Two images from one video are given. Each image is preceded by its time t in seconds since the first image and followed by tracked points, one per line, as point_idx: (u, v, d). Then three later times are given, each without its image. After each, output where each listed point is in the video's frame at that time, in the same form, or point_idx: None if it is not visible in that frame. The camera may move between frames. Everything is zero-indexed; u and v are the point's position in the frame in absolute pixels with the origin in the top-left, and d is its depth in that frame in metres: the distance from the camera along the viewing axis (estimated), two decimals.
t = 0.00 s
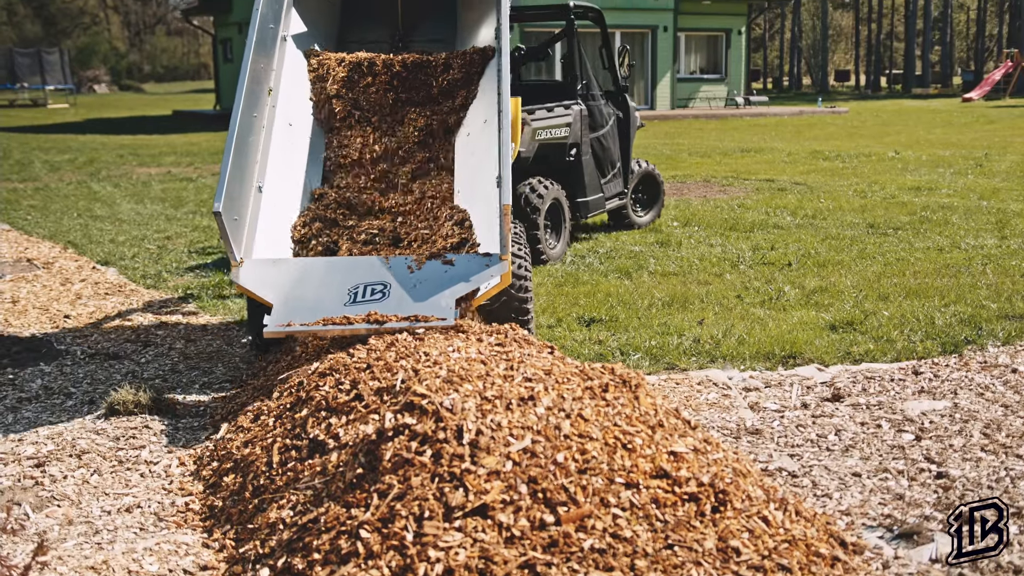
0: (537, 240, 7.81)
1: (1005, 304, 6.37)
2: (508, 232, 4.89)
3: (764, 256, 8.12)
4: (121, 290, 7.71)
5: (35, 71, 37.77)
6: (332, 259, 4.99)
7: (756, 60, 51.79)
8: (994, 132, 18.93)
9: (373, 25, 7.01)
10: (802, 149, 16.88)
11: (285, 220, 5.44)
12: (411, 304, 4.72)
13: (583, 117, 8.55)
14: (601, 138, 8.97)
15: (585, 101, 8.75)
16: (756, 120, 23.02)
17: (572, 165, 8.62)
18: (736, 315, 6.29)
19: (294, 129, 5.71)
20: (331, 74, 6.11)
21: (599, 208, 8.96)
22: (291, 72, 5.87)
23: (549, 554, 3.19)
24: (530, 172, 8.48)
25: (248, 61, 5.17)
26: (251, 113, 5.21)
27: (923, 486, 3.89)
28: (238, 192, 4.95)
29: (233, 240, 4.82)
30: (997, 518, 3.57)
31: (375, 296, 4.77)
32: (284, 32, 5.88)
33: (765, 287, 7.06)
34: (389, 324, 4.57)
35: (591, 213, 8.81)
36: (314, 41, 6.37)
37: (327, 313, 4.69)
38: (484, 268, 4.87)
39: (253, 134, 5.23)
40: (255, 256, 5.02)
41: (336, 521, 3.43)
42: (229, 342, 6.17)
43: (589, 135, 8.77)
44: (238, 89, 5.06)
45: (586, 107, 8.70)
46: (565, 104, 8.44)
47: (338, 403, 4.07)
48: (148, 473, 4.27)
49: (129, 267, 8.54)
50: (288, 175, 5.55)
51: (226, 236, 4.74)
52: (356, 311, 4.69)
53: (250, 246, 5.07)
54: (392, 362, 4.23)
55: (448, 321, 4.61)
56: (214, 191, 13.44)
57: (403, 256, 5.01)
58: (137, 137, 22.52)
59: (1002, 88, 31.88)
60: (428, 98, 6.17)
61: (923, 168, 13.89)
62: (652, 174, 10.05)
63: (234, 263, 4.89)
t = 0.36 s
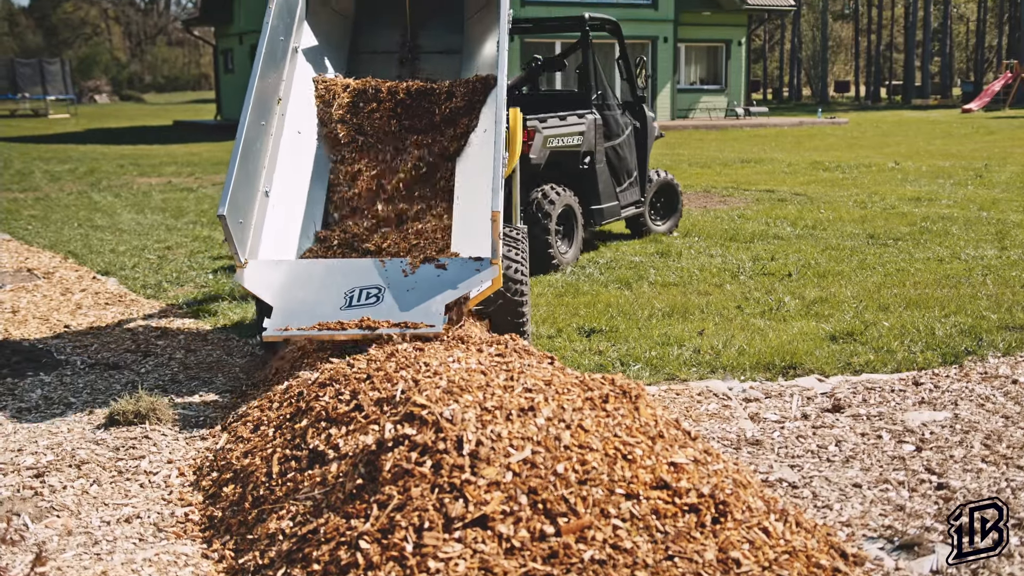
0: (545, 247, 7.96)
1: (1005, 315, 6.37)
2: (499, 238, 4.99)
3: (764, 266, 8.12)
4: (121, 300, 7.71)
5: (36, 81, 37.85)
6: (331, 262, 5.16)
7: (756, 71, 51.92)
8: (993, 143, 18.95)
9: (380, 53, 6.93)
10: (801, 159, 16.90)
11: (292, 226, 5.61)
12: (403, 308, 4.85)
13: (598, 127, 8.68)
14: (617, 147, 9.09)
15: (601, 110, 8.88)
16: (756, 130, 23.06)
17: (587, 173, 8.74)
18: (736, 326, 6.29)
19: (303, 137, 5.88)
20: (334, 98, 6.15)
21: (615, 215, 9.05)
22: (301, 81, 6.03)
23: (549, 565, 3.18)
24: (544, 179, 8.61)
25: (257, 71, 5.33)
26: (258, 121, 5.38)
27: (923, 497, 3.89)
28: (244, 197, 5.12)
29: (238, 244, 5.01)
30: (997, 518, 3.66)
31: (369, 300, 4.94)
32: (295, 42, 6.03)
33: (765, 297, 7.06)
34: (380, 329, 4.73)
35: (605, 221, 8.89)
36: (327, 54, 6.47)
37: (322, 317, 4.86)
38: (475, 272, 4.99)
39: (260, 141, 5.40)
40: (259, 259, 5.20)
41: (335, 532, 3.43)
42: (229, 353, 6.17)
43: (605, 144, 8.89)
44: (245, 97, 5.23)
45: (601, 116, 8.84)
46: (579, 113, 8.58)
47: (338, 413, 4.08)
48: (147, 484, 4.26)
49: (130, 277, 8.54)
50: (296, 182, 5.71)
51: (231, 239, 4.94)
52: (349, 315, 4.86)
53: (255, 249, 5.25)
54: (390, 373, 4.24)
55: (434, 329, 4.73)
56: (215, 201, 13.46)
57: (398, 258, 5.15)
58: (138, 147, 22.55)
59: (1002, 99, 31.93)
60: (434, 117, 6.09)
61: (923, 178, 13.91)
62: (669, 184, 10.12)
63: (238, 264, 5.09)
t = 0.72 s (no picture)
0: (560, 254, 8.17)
1: (1004, 324, 6.37)
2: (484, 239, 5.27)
3: (763, 275, 8.13)
4: (120, 309, 7.71)
5: (36, 89, 37.90)
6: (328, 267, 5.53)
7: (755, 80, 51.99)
8: (992, 152, 18.96)
9: (388, 68, 7.04)
10: (801, 169, 16.91)
11: (291, 233, 5.97)
12: (394, 309, 5.21)
13: (614, 135, 8.80)
14: (635, 155, 9.21)
15: (619, 119, 8.98)
16: (755, 140, 23.07)
17: (602, 180, 8.87)
18: (736, 335, 6.29)
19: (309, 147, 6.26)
20: (333, 141, 6.27)
21: (631, 222, 9.18)
22: (309, 94, 6.40)
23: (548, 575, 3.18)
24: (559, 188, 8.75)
25: (260, 88, 5.70)
26: (261, 134, 5.76)
27: (923, 506, 3.88)
28: (246, 205, 5.53)
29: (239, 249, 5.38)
30: (995, 517, 3.74)
31: (361, 303, 5.29)
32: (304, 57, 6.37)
33: (764, 306, 7.06)
34: (368, 331, 5.08)
35: (621, 228, 9.03)
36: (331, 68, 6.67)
37: (317, 321, 5.23)
38: (464, 274, 5.32)
39: (264, 152, 5.79)
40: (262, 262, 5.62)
41: (334, 542, 3.43)
42: (228, 362, 6.16)
43: (622, 152, 9.02)
44: (249, 112, 5.61)
45: (619, 125, 8.94)
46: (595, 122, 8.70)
47: (337, 422, 4.09)
48: (147, 493, 4.25)
49: (129, 286, 8.54)
50: (301, 189, 6.10)
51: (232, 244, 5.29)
52: (342, 318, 5.22)
53: (257, 253, 5.66)
54: (387, 382, 4.26)
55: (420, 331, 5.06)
56: (214, 210, 13.45)
57: (392, 262, 5.51)
58: (137, 156, 22.57)
59: (1001, 108, 32.00)
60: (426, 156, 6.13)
61: (922, 187, 13.91)
62: (692, 193, 10.20)
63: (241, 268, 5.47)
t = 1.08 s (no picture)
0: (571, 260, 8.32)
1: (1004, 332, 6.37)
2: (479, 245, 5.45)
3: (763, 283, 8.13)
4: (121, 317, 7.71)
5: (36, 97, 37.94)
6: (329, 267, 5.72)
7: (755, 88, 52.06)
8: (992, 160, 18.98)
9: (401, 77, 7.23)
10: (801, 176, 16.92)
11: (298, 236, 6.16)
12: (390, 311, 5.44)
13: (628, 143, 8.91)
14: (650, 162, 9.32)
15: (633, 127, 9.09)
16: (755, 147, 23.10)
17: (616, 187, 9.00)
18: (735, 343, 6.30)
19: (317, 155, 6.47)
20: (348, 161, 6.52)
21: (647, 228, 9.30)
22: (320, 104, 6.60)
23: None
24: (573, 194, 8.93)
25: (272, 94, 5.90)
26: (272, 138, 5.95)
27: (923, 515, 3.88)
28: (255, 207, 5.71)
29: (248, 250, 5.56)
30: (996, 518, 3.80)
31: (359, 305, 5.52)
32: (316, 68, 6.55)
33: (764, 314, 7.07)
34: (365, 332, 5.33)
35: (636, 233, 9.16)
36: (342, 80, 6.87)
37: (316, 321, 5.47)
38: (459, 277, 5.49)
39: (273, 157, 5.97)
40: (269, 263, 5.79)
41: (334, 550, 3.42)
42: (229, 370, 6.16)
43: (636, 159, 9.12)
44: (259, 118, 5.80)
45: (633, 133, 9.07)
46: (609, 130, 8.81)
47: (337, 429, 4.10)
48: (147, 501, 4.24)
49: (129, 294, 8.54)
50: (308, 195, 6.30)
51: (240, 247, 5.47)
52: (340, 320, 5.45)
53: (264, 254, 5.83)
54: (387, 389, 4.28)
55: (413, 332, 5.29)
56: (214, 218, 13.45)
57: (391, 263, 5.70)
58: (137, 163, 22.58)
59: (1001, 115, 32.04)
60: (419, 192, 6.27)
61: (922, 195, 13.92)
62: (708, 199, 10.32)
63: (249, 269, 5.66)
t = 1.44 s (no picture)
0: (582, 263, 8.41)
1: (1003, 338, 6.38)
2: (475, 248, 5.59)
3: (763, 289, 8.14)
4: (120, 323, 7.70)
5: (36, 103, 37.97)
6: (331, 267, 5.88)
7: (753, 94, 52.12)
8: (991, 167, 18.99)
9: (411, 85, 7.36)
10: (800, 183, 16.94)
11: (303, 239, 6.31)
12: (388, 311, 5.58)
13: (638, 148, 8.98)
14: (662, 167, 9.37)
15: (643, 133, 9.16)
16: (754, 154, 23.12)
17: (627, 192, 9.06)
18: (734, 349, 6.30)
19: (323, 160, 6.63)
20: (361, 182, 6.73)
21: (658, 233, 9.34)
22: (326, 110, 6.75)
23: None
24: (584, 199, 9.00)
25: (281, 99, 6.07)
26: (279, 144, 6.11)
27: (922, 521, 3.88)
28: (261, 211, 5.88)
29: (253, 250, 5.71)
30: (995, 520, 3.83)
31: (358, 303, 5.67)
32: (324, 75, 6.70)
33: (763, 320, 7.07)
34: (362, 330, 5.47)
35: (647, 238, 9.20)
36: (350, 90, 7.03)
37: (316, 319, 5.61)
38: (456, 278, 5.66)
39: (280, 162, 6.15)
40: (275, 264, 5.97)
41: (332, 555, 3.43)
42: (228, 376, 6.16)
43: (647, 164, 9.19)
44: (268, 122, 5.98)
45: (643, 139, 9.11)
46: (619, 136, 8.88)
47: (336, 435, 4.11)
48: (145, 507, 4.24)
49: (128, 299, 8.54)
50: (314, 198, 6.46)
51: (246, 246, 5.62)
52: (339, 318, 5.60)
53: (270, 255, 6.00)
54: (385, 395, 4.28)
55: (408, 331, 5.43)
56: (213, 224, 13.45)
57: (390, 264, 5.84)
58: (137, 169, 22.59)
59: (1000, 122, 32.09)
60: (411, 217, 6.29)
61: (921, 202, 13.92)
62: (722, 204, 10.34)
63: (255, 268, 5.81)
